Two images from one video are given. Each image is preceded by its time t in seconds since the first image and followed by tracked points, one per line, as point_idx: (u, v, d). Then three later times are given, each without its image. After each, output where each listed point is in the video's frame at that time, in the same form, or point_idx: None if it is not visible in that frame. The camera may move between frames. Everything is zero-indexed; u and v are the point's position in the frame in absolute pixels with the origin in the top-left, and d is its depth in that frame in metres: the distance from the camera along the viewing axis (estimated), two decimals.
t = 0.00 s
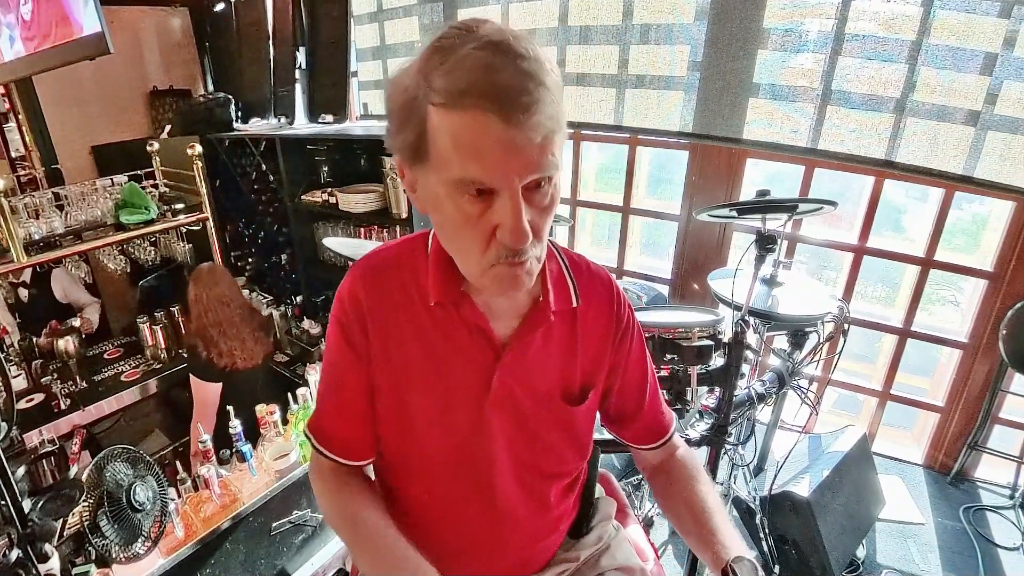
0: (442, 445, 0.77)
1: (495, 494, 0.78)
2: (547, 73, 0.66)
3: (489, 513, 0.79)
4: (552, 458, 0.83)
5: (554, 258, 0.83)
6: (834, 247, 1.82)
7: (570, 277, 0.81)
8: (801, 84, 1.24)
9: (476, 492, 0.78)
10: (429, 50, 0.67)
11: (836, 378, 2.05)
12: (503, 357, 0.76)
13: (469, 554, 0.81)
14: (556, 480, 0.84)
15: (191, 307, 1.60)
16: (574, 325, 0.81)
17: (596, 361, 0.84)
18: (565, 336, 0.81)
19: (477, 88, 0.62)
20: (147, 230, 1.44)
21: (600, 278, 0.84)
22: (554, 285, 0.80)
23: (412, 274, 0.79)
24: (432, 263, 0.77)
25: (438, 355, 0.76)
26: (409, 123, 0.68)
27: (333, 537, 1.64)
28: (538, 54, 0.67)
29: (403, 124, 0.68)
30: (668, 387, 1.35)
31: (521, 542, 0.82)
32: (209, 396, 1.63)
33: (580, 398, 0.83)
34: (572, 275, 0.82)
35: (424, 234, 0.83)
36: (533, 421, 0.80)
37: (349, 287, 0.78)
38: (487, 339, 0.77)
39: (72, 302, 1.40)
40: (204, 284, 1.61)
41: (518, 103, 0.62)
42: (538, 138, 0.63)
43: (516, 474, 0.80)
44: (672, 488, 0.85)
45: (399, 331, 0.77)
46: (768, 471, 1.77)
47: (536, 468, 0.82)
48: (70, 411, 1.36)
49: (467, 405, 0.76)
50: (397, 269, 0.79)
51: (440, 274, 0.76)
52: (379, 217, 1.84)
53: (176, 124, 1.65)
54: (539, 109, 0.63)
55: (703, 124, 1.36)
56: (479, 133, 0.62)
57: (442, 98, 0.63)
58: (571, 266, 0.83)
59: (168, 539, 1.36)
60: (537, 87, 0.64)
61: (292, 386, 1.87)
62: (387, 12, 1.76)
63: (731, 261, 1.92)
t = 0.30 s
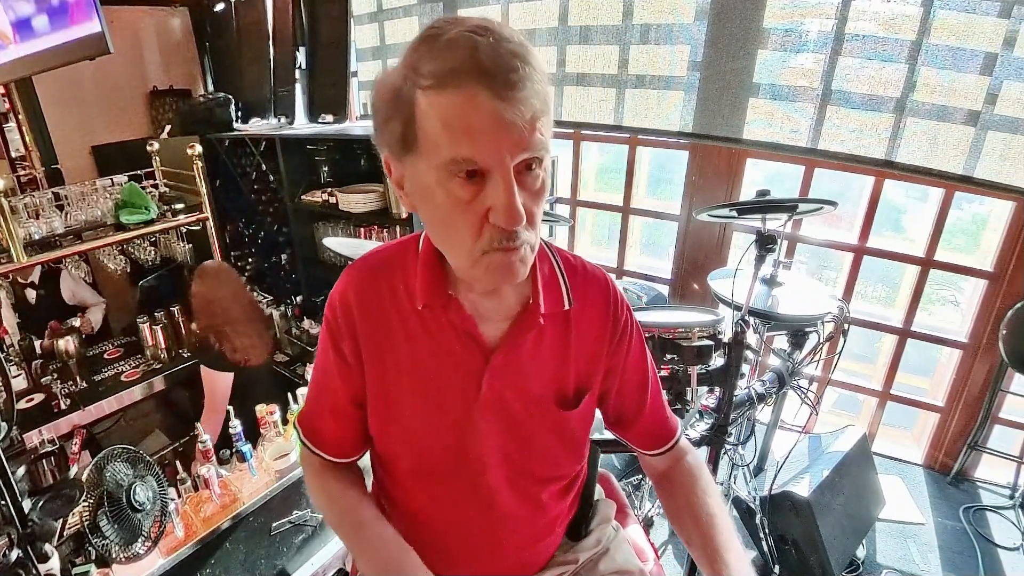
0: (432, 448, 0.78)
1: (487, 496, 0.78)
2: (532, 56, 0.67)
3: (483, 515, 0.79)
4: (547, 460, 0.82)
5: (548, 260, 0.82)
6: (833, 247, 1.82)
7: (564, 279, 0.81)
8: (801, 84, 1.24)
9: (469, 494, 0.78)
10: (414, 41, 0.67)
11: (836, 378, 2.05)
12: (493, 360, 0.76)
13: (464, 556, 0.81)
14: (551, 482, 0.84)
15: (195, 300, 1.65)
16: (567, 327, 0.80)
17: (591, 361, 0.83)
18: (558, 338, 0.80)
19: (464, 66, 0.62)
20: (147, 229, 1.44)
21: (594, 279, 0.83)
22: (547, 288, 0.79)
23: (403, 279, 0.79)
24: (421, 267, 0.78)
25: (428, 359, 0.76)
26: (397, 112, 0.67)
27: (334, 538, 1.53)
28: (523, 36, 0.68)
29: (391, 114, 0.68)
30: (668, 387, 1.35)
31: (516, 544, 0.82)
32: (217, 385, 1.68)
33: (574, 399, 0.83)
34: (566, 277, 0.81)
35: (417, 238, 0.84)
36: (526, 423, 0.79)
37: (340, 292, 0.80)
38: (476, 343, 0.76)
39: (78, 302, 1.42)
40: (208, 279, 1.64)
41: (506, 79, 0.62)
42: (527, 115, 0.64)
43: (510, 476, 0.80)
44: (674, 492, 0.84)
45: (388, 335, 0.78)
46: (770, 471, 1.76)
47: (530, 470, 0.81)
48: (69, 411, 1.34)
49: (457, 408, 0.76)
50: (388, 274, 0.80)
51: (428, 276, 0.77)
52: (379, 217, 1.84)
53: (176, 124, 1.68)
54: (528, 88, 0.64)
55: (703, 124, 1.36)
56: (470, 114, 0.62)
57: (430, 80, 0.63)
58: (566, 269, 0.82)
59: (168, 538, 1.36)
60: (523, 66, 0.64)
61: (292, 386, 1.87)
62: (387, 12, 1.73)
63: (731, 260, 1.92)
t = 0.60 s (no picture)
0: (432, 446, 0.78)
1: (487, 493, 0.79)
2: (533, 65, 0.66)
3: (482, 513, 0.80)
4: (546, 458, 0.83)
5: (549, 258, 0.82)
6: (832, 246, 1.83)
7: (564, 277, 0.81)
8: (801, 83, 1.24)
9: (468, 492, 0.79)
10: (416, 43, 0.67)
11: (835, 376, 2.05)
12: (493, 358, 0.76)
13: (463, 554, 0.81)
14: (550, 480, 0.84)
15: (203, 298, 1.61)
16: (566, 326, 0.81)
17: (590, 361, 0.83)
18: (558, 336, 0.81)
19: (463, 78, 0.62)
20: (147, 228, 1.43)
21: (594, 278, 0.83)
22: (547, 286, 0.80)
23: (403, 277, 0.79)
24: (422, 265, 0.78)
25: (428, 356, 0.77)
26: (396, 115, 0.68)
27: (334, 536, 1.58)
28: (528, 43, 0.67)
29: (391, 115, 0.68)
30: (667, 386, 1.35)
31: (515, 541, 0.82)
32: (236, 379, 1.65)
33: (573, 398, 0.83)
34: (566, 274, 0.82)
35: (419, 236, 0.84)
36: (525, 421, 0.80)
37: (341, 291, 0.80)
38: (477, 341, 0.77)
39: (80, 301, 1.43)
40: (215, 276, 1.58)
41: (504, 94, 0.62)
42: (524, 130, 0.63)
43: (509, 474, 0.81)
44: (673, 486, 0.85)
45: (389, 333, 0.78)
46: (769, 469, 1.77)
47: (530, 468, 0.82)
48: (70, 410, 1.32)
49: (456, 405, 0.77)
50: (389, 273, 0.80)
51: (429, 274, 0.77)
52: (379, 215, 1.84)
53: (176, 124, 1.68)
54: (525, 99, 0.63)
55: (703, 124, 1.36)
56: (464, 124, 0.62)
57: (429, 87, 0.63)
58: (567, 267, 0.83)
59: (170, 536, 1.37)
60: (524, 78, 0.63)
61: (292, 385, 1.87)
62: (387, 11, 1.76)
63: (730, 259, 1.92)
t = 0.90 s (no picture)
0: (445, 440, 0.78)
1: (497, 486, 0.80)
2: (571, 77, 0.67)
3: (491, 505, 0.81)
4: (553, 453, 0.84)
5: (560, 256, 0.83)
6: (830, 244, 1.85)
7: (576, 275, 0.82)
8: (798, 82, 1.26)
9: (478, 484, 0.80)
10: (458, 39, 0.67)
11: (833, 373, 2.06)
12: (508, 353, 0.77)
13: (468, 546, 0.82)
14: (555, 474, 0.86)
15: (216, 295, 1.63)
16: (578, 323, 0.82)
17: (599, 358, 0.85)
18: (569, 333, 0.82)
19: (501, 81, 0.62)
20: (150, 227, 1.46)
21: (605, 278, 0.84)
22: (561, 283, 0.81)
23: (420, 268, 0.79)
24: (442, 257, 0.77)
25: (443, 349, 0.77)
26: (430, 109, 0.68)
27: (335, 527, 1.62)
28: (565, 51, 0.67)
29: (423, 107, 0.68)
30: (667, 382, 1.35)
31: (519, 534, 0.84)
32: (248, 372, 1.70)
33: (581, 394, 0.85)
34: (577, 272, 0.83)
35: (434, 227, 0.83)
36: (536, 415, 0.81)
37: (359, 278, 0.78)
38: (492, 334, 0.77)
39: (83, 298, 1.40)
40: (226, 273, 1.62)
41: (540, 101, 0.63)
42: (556, 138, 0.64)
43: (517, 468, 0.82)
44: (654, 487, 0.88)
45: (407, 323, 0.77)
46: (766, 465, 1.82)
47: (537, 462, 0.83)
48: (75, 406, 1.35)
49: (470, 398, 0.77)
50: (406, 262, 0.80)
51: (449, 268, 0.77)
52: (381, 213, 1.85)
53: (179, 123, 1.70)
54: (561, 110, 0.64)
55: (703, 123, 1.38)
56: (500, 127, 0.63)
57: (467, 86, 0.63)
58: (577, 266, 0.84)
59: (174, 531, 1.39)
60: (560, 87, 0.64)
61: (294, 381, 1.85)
62: (388, 10, 1.78)
63: (729, 256, 1.94)
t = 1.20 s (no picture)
0: (457, 440, 0.79)
1: (507, 487, 0.81)
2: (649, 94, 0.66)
3: (499, 506, 0.81)
4: (560, 454, 0.85)
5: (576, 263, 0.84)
6: (829, 242, 1.86)
7: (591, 284, 0.84)
8: (797, 80, 1.27)
9: (488, 485, 0.80)
10: (539, 39, 0.64)
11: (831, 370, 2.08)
12: (524, 356, 0.78)
13: (471, 544, 0.83)
14: (560, 474, 0.87)
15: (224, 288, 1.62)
16: (590, 328, 0.83)
17: (607, 363, 0.87)
18: (582, 338, 0.83)
19: (589, 90, 0.60)
20: (153, 224, 1.46)
21: (617, 288, 0.86)
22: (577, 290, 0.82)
23: (439, 267, 0.78)
24: (462, 258, 0.77)
25: (461, 350, 0.77)
26: (503, 107, 0.64)
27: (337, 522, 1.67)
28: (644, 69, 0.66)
29: (493, 103, 0.64)
30: (665, 378, 1.37)
31: (523, 533, 0.85)
32: (249, 367, 1.65)
33: (591, 398, 0.86)
34: (593, 281, 0.84)
35: (450, 226, 0.83)
36: (547, 417, 0.82)
37: (375, 275, 0.77)
38: (510, 337, 0.78)
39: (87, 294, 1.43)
40: (236, 267, 1.61)
41: (625, 117, 0.61)
42: (633, 156, 0.63)
43: (525, 469, 0.83)
44: (665, 492, 0.88)
45: (425, 323, 0.76)
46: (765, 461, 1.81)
47: (544, 463, 0.84)
48: (79, 403, 1.33)
49: (485, 401, 0.77)
50: (424, 261, 0.79)
51: (470, 268, 0.76)
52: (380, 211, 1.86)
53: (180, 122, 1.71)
54: (643, 129, 0.63)
55: (703, 122, 1.38)
56: (583, 137, 0.60)
57: (552, 90, 0.60)
58: (592, 274, 0.85)
59: (177, 526, 1.39)
60: (642, 105, 0.63)
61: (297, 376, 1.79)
62: (388, 8, 1.79)
63: (728, 254, 1.95)
